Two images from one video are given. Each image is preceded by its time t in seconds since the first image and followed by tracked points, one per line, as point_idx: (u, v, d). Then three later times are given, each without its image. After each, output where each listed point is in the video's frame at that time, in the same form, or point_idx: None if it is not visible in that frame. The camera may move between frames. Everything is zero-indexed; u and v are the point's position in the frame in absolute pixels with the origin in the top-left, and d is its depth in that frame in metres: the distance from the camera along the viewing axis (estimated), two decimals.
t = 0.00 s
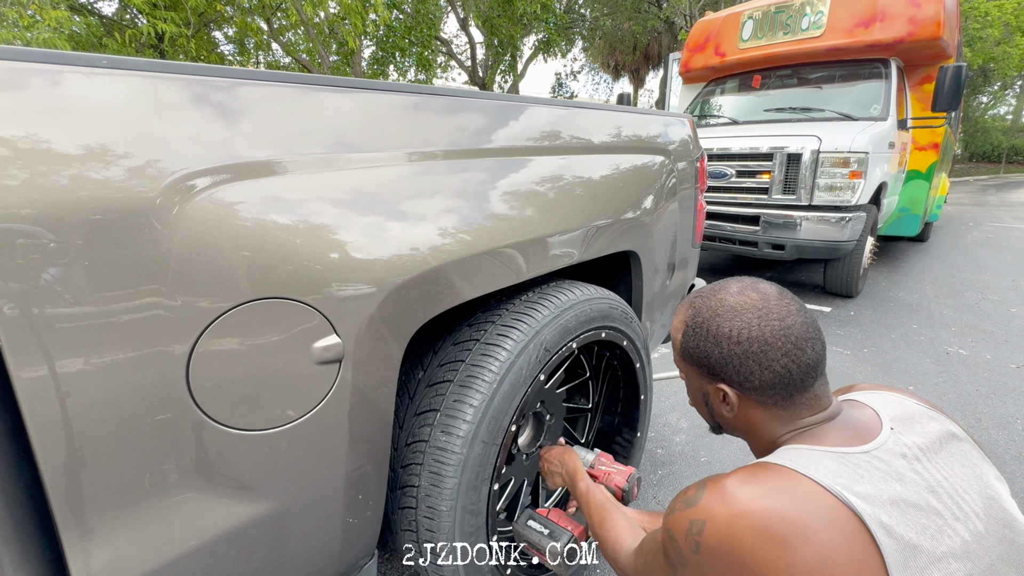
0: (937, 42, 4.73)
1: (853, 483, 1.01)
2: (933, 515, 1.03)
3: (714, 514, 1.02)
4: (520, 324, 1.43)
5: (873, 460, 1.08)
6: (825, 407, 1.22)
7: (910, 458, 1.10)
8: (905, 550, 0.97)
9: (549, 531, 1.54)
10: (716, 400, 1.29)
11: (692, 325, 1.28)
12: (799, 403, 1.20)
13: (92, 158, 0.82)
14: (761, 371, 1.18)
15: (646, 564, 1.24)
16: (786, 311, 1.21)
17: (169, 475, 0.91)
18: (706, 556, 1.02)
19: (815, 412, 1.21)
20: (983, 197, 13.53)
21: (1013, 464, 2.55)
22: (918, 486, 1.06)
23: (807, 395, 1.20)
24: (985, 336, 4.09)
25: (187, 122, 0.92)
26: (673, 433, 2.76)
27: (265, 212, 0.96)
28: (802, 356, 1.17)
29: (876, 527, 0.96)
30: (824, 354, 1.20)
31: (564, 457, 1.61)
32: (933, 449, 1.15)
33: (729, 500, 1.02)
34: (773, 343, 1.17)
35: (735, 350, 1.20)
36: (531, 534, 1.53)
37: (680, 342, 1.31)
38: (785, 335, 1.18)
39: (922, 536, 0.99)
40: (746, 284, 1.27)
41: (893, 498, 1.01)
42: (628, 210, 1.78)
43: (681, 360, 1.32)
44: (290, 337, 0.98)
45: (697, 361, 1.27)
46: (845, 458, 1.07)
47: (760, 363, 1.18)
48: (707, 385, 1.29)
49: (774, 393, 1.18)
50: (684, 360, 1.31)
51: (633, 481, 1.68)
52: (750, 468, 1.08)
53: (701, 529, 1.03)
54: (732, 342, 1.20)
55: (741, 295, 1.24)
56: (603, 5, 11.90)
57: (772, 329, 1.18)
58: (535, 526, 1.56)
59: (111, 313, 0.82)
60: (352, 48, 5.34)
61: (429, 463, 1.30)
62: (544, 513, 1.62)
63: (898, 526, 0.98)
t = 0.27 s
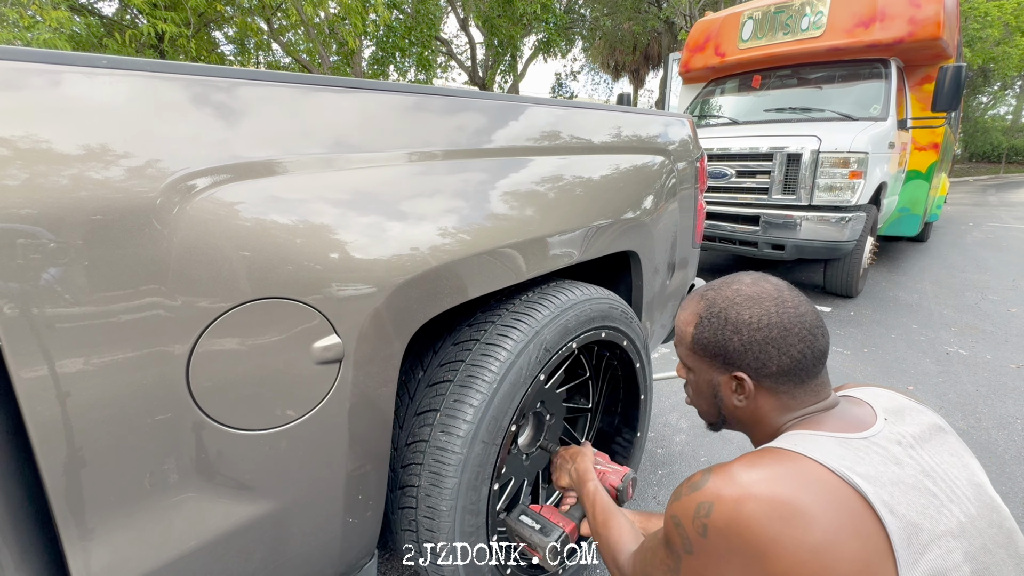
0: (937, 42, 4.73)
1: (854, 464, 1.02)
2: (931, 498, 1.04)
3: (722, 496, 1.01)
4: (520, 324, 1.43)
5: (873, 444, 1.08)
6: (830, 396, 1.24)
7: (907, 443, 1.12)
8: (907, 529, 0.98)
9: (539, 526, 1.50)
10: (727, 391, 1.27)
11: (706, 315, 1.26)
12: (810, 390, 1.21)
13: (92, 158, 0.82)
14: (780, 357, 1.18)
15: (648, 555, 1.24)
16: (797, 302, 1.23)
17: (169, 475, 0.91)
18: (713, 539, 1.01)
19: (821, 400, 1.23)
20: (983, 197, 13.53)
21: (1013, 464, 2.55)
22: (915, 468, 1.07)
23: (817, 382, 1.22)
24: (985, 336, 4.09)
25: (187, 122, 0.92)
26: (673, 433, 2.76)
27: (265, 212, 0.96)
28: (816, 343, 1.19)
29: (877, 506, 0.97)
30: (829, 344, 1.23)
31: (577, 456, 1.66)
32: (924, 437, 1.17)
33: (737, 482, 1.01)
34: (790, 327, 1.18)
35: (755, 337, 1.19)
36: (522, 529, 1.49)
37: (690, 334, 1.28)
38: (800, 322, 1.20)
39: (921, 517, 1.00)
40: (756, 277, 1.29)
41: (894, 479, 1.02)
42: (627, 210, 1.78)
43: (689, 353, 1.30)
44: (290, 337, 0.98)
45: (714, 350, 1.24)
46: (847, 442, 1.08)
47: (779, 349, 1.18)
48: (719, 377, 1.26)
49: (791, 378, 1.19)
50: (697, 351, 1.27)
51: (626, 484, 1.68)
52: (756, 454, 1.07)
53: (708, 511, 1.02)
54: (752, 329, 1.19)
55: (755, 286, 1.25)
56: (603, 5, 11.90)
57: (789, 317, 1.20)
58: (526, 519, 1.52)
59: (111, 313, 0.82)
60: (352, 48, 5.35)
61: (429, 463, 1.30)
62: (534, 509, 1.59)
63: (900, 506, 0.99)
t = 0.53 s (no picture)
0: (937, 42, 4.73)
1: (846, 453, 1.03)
2: (922, 487, 1.04)
3: (715, 487, 1.01)
4: (520, 324, 1.43)
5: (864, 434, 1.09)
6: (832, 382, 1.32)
7: (897, 433, 1.13)
8: (898, 516, 0.98)
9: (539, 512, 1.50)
10: (755, 385, 1.26)
11: (731, 309, 1.26)
12: (823, 374, 1.29)
13: (92, 158, 0.82)
14: (808, 342, 1.24)
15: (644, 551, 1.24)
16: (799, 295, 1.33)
17: (169, 475, 0.91)
18: (706, 530, 1.01)
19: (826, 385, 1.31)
20: (983, 198, 13.53)
21: (1013, 464, 2.55)
22: (906, 457, 1.07)
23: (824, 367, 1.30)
24: (985, 336, 4.09)
25: (187, 122, 0.92)
26: (673, 433, 2.76)
27: (265, 212, 0.96)
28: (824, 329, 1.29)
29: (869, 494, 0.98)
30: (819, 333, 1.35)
31: (583, 448, 1.67)
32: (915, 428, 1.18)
33: (729, 473, 1.01)
34: (808, 314, 1.26)
35: (789, 325, 1.23)
36: (522, 511, 1.49)
37: (716, 330, 1.25)
38: (812, 311, 1.28)
39: (912, 505, 1.00)
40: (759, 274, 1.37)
41: (885, 468, 1.03)
42: (628, 210, 1.78)
43: (713, 352, 1.26)
44: (290, 337, 0.98)
45: (748, 343, 1.23)
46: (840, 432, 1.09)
47: (807, 335, 1.24)
48: (747, 371, 1.25)
49: (814, 361, 1.25)
50: (727, 347, 1.25)
51: (624, 482, 1.68)
52: (748, 447, 1.07)
53: (702, 502, 1.02)
54: (785, 317, 1.23)
55: (767, 281, 1.31)
56: (603, 5, 11.90)
57: (804, 306, 1.27)
58: (526, 504, 1.52)
59: (111, 313, 0.82)
60: (352, 48, 5.35)
61: (429, 463, 1.30)
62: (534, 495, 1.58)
63: (891, 494, 0.99)
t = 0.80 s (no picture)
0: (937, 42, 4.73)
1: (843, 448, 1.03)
2: (921, 481, 1.04)
3: (717, 486, 1.01)
4: (520, 324, 1.43)
5: (861, 430, 1.09)
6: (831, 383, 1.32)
7: (894, 428, 1.13)
8: (897, 510, 0.98)
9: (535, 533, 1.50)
10: (751, 382, 1.26)
11: (730, 306, 1.26)
12: (820, 375, 1.28)
13: (92, 158, 0.82)
14: (806, 341, 1.24)
15: (644, 550, 1.24)
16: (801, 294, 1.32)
17: (169, 475, 0.91)
18: (709, 529, 1.00)
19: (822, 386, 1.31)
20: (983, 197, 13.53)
21: (1013, 464, 2.55)
22: (903, 452, 1.07)
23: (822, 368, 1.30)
24: (985, 336, 4.09)
25: (186, 122, 0.92)
26: (673, 433, 2.76)
27: (265, 212, 0.96)
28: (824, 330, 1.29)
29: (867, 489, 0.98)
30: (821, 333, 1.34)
31: (579, 450, 1.66)
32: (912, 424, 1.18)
33: (731, 472, 1.01)
34: (809, 314, 1.26)
35: (788, 323, 1.22)
36: (521, 532, 1.50)
37: (715, 327, 1.26)
38: (813, 310, 1.28)
39: (912, 500, 1.00)
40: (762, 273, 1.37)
41: (883, 463, 1.03)
42: (628, 210, 1.78)
43: (711, 347, 1.27)
44: (290, 337, 0.98)
45: (745, 340, 1.24)
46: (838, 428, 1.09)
47: (805, 334, 1.24)
48: (743, 368, 1.26)
49: (811, 362, 1.25)
50: (724, 343, 1.25)
51: (620, 481, 1.68)
52: (749, 446, 1.07)
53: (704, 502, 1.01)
54: (784, 316, 1.23)
55: (770, 279, 1.31)
56: (603, 5, 11.90)
57: (805, 306, 1.27)
58: (524, 522, 1.53)
59: (111, 313, 0.82)
60: (352, 48, 5.35)
61: (429, 463, 1.30)
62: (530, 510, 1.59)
63: (890, 488, 0.99)
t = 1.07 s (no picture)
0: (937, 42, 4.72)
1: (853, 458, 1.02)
2: (932, 491, 1.04)
3: (723, 497, 1.01)
4: (520, 324, 1.43)
5: (871, 439, 1.09)
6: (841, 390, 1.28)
7: (905, 437, 1.12)
8: (909, 522, 0.97)
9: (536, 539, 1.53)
10: (749, 386, 1.26)
11: (731, 309, 1.26)
12: (826, 385, 1.25)
13: (92, 158, 0.82)
14: (808, 350, 1.21)
15: (646, 555, 1.24)
16: (817, 300, 1.28)
17: (169, 475, 0.91)
18: (714, 541, 1.00)
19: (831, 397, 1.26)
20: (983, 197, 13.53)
21: (1013, 464, 2.55)
22: (914, 461, 1.07)
23: (832, 378, 1.25)
24: (985, 336, 4.09)
25: (186, 122, 0.92)
26: (673, 433, 2.76)
27: (265, 212, 0.96)
28: (835, 339, 1.24)
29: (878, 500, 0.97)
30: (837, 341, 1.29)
31: (577, 452, 1.66)
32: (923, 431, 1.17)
33: (737, 484, 1.01)
34: (818, 322, 1.22)
35: (788, 330, 1.20)
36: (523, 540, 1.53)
37: (714, 329, 1.27)
38: (824, 317, 1.24)
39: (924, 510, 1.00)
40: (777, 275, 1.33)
41: (894, 473, 1.02)
42: (627, 210, 1.78)
43: (710, 348, 1.29)
44: (290, 337, 0.98)
45: (742, 344, 1.24)
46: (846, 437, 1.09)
47: (808, 343, 1.21)
48: (741, 371, 1.26)
49: (815, 372, 1.22)
50: (720, 346, 1.27)
51: (620, 480, 1.68)
52: (755, 457, 1.07)
53: (710, 513, 1.02)
54: (785, 322, 1.21)
55: (780, 283, 1.28)
56: (603, 5, 11.90)
57: (814, 312, 1.23)
58: (527, 528, 1.55)
59: (111, 313, 0.82)
60: (352, 48, 5.35)
61: (429, 463, 1.30)
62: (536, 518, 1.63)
63: (900, 499, 0.99)
